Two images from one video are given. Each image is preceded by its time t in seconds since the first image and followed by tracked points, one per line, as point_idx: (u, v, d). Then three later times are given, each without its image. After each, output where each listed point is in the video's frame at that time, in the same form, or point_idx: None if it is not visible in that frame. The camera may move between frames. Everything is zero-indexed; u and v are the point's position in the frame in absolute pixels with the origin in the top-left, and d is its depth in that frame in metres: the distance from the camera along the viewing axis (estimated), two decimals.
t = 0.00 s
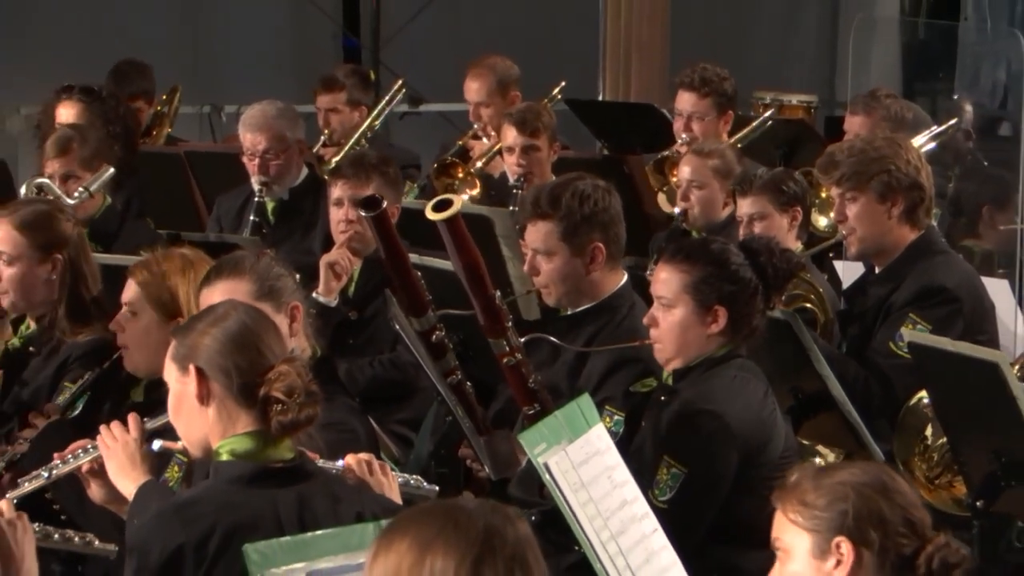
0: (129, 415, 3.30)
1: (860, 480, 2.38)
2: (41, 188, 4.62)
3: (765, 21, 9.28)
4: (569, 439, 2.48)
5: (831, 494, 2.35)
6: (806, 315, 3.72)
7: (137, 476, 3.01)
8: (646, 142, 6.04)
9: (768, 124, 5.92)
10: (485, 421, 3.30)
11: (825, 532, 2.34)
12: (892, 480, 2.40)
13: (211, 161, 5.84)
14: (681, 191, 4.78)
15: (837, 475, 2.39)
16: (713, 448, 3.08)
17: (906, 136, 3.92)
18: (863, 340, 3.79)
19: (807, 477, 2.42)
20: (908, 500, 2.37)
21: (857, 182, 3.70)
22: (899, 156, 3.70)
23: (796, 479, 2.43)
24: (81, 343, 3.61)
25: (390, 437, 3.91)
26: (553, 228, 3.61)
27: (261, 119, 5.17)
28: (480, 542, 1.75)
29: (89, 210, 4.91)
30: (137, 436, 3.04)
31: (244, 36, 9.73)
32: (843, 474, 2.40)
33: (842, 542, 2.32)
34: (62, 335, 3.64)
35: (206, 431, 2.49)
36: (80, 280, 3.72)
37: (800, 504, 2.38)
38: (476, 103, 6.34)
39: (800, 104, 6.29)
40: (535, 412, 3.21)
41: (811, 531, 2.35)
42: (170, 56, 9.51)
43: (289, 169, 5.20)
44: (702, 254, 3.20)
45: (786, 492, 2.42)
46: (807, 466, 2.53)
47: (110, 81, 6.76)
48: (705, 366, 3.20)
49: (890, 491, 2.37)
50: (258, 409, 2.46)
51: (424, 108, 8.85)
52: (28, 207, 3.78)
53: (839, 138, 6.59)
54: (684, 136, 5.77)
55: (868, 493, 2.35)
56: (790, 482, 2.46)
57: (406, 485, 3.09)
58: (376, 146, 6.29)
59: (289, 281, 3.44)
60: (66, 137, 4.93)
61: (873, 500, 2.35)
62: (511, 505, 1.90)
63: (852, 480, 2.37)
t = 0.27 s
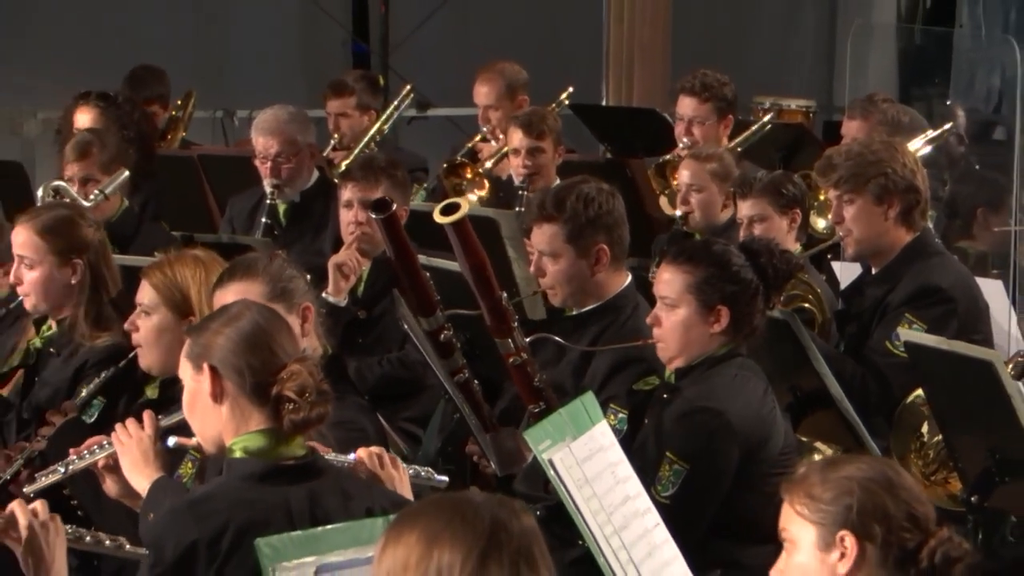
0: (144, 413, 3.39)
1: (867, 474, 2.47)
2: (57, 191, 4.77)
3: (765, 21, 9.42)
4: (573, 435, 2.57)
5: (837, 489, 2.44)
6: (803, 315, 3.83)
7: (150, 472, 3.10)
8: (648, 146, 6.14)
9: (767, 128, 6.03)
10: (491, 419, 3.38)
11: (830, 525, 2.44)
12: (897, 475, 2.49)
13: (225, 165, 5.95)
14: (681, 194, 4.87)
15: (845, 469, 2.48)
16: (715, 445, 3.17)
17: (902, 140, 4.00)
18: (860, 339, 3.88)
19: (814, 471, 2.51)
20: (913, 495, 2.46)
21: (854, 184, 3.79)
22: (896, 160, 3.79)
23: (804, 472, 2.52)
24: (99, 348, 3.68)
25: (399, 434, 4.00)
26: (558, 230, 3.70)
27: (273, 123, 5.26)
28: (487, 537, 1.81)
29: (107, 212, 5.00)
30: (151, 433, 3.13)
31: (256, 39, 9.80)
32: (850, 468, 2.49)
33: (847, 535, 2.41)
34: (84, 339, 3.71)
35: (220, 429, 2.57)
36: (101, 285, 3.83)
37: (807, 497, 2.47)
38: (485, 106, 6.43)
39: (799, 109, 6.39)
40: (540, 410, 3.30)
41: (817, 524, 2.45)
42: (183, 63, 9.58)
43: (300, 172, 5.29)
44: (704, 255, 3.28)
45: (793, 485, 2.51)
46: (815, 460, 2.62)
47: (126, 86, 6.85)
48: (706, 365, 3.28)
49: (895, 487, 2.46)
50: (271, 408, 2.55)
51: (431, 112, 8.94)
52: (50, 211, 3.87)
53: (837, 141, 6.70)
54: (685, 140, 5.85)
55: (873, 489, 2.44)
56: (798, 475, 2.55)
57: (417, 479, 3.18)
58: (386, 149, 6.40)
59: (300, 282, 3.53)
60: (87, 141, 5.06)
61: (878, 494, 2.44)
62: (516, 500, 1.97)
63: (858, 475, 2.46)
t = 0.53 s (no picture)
0: (159, 410, 3.49)
1: (867, 469, 2.57)
2: (72, 195, 5.04)
3: (764, 20, 9.95)
4: (576, 431, 2.67)
5: (838, 484, 2.55)
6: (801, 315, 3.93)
7: (162, 469, 3.19)
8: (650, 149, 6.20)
9: (767, 133, 6.15)
10: (496, 415, 3.48)
11: (831, 519, 2.54)
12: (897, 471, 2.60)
13: (238, 169, 6.06)
14: (683, 196, 4.97)
15: (846, 465, 2.59)
16: (716, 441, 3.26)
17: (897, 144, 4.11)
18: (856, 338, 3.99)
19: (817, 467, 2.62)
20: (912, 489, 2.57)
21: (850, 186, 3.90)
22: (892, 164, 3.89)
23: (807, 468, 2.63)
24: (119, 351, 3.78)
25: (408, 430, 4.10)
26: (562, 232, 3.79)
27: (283, 128, 5.36)
28: (493, 530, 1.88)
29: (126, 214, 5.12)
30: (164, 430, 3.23)
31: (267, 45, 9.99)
32: (852, 463, 2.59)
33: (846, 528, 2.52)
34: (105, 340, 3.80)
35: (235, 426, 2.66)
36: (120, 290, 3.93)
37: (810, 492, 2.58)
38: (495, 110, 6.51)
39: (797, 114, 6.51)
40: (544, 407, 3.40)
41: (819, 518, 2.56)
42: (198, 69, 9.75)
43: (310, 176, 5.40)
44: (704, 256, 3.37)
45: (797, 480, 2.62)
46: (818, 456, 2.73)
47: (140, 92, 6.91)
48: (707, 363, 3.37)
49: (895, 482, 2.56)
50: (284, 405, 2.64)
51: (439, 117, 9.04)
52: (73, 218, 4.00)
53: (834, 144, 6.82)
54: (686, 145, 6.00)
55: (873, 484, 2.54)
56: (801, 472, 2.66)
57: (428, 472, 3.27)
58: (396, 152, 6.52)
59: (310, 282, 3.63)
60: (108, 146, 5.19)
61: (877, 489, 2.55)
62: (523, 496, 2.04)
63: (859, 471, 2.56)
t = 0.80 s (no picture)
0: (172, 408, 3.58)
1: (866, 465, 2.65)
2: (90, 197, 5.19)
3: (764, 23, 10.12)
4: (579, 429, 2.75)
5: (837, 480, 2.62)
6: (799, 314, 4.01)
7: (175, 464, 3.28)
8: (653, 151, 6.28)
9: (767, 137, 6.25)
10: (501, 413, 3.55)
11: (831, 514, 2.62)
12: (896, 467, 2.67)
13: (250, 171, 6.14)
14: (685, 198, 5.06)
15: (846, 461, 2.66)
16: (716, 438, 3.34)
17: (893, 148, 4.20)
18: (853, 337, 4.08)
19: (817, 464, 2.69)
20: (910, 486, 2.65)
21: (847, 189, 3.99)
22: (888, 167, 3.98)
23: (807, 465, 2.70)
24: (134, 351, 3.89)
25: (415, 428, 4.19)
26: (566, 234, 3.88)
27: (294, 134, 5.42)
28: (501, 525, 1.95)
29: (144, 217, 5.23)
30: (176, 427, 3.32)
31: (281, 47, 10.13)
32: (852, 460, 2.67)
33: (846, 523, 2.60)
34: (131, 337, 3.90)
35: (247, 423, 2.75)
36: (135, 291, 4.03)
37: (810, 488, 2.65)
38: (507, 114, 6.61)
39: (795, 118, 6.62)
40: (548, 405, 3.49)
41: (819, 513, 2.63)
42: (214, 72, 9.91)
43: (321, 179, 5.49)
44: (705, 257, 3.46)
45: (797, 477, 2.69)
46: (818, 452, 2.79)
47: (155, 95, 7.05)
48: (708, 361, 3.45)
49: (894, 478, 2.65)
50: (295, 402, 2.72)
51: (446, 122, 9.14)
52: (86, 223, 4.06)
53: (830, 148, 6.92)
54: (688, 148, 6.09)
55: (872, 481, 2.62)
56: (801, 468, 2.72)
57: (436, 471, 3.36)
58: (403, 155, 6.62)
59: (320, 283, 3.72)
60: (126, 149, 5.30)
61: (876, 485, 2.63)
62: (528, 490, 2.11)
63: (858, 467, 2.64)
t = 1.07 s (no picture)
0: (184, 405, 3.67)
1: (863, 463, 2.72)
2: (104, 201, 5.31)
3: (765, 25, 10.25)
4: (582, 425, 2.83)
5: (835, 478, 2.70)
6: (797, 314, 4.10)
7: (188, 461, 3.37)
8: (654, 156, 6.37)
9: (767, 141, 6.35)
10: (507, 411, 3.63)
11: (829, 511, 2.70)
12: (892, 465, 2.75)
13: (261, 173, 6.27)
14: (686, 201, 5.15)
15: (843, 459, 2.73)
16: (717, 436, 3.42)
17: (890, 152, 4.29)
18: (850, 335, 4.17)
19: (815, 461, 2.76)
20: (906, 484, 2.73)
21: (845, 191, 4.08)
22: (884, 170, 4.07)
23: (805, 462, 2.77)
24: (146, 348, 3.98)
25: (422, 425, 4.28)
26: (570, 235, 3.96)
27: (304, 139, 5.51)
28: (510, 521, 1.99)
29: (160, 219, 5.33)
30: (189, 424, 3.41)
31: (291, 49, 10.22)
32: (849, 458, 2.74)
33: (843, 521, 2.68)
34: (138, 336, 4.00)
35: (258, 421, 2.84)
36: (147, 291, 4.13)
37: (808, 485, 2.73)
38: (518, 119, 6.69)
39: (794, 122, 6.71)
40: (552, 404, 3.57)
41: (817, 510, 2.71)
42: (220, 74, 10.00)
43: (330, 182, 5.59)
44: (706, 258, 3.54)
45: (796, 474, 2.76)
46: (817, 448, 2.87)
47: (168, 100, 7.15)
48: (710, 360, 3.54)
49: (890, 476, 2.72)
50: (304, 400, 2.80)
51: (452, 125, 9.23)
52: (101, 224, 4.15)
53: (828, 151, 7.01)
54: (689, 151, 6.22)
55: (869, 479, 2.69)
56: (799, 465, 2.80)
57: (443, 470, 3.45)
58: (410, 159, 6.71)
59: (330, 284, 3.80)
60: (143, 153, 5.42)
61: (873, 483, 2.70)
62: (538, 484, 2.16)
63: (856, 465, 2.71)
